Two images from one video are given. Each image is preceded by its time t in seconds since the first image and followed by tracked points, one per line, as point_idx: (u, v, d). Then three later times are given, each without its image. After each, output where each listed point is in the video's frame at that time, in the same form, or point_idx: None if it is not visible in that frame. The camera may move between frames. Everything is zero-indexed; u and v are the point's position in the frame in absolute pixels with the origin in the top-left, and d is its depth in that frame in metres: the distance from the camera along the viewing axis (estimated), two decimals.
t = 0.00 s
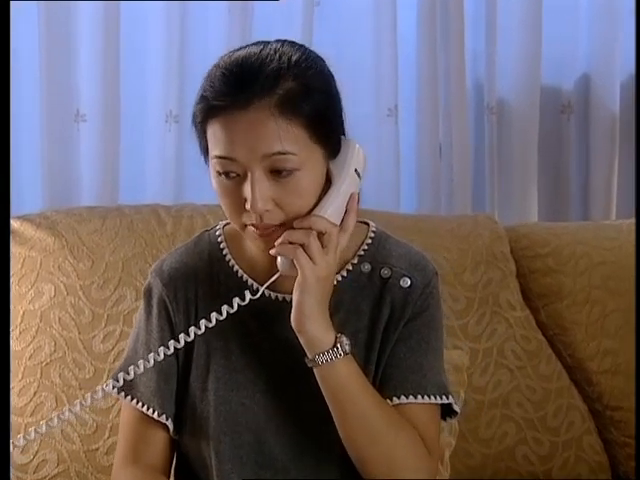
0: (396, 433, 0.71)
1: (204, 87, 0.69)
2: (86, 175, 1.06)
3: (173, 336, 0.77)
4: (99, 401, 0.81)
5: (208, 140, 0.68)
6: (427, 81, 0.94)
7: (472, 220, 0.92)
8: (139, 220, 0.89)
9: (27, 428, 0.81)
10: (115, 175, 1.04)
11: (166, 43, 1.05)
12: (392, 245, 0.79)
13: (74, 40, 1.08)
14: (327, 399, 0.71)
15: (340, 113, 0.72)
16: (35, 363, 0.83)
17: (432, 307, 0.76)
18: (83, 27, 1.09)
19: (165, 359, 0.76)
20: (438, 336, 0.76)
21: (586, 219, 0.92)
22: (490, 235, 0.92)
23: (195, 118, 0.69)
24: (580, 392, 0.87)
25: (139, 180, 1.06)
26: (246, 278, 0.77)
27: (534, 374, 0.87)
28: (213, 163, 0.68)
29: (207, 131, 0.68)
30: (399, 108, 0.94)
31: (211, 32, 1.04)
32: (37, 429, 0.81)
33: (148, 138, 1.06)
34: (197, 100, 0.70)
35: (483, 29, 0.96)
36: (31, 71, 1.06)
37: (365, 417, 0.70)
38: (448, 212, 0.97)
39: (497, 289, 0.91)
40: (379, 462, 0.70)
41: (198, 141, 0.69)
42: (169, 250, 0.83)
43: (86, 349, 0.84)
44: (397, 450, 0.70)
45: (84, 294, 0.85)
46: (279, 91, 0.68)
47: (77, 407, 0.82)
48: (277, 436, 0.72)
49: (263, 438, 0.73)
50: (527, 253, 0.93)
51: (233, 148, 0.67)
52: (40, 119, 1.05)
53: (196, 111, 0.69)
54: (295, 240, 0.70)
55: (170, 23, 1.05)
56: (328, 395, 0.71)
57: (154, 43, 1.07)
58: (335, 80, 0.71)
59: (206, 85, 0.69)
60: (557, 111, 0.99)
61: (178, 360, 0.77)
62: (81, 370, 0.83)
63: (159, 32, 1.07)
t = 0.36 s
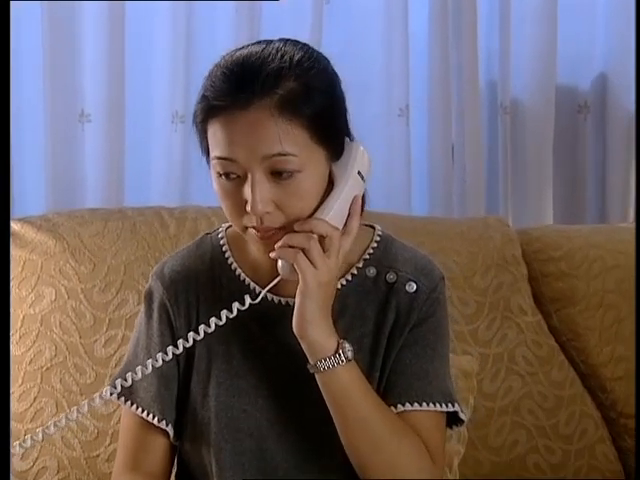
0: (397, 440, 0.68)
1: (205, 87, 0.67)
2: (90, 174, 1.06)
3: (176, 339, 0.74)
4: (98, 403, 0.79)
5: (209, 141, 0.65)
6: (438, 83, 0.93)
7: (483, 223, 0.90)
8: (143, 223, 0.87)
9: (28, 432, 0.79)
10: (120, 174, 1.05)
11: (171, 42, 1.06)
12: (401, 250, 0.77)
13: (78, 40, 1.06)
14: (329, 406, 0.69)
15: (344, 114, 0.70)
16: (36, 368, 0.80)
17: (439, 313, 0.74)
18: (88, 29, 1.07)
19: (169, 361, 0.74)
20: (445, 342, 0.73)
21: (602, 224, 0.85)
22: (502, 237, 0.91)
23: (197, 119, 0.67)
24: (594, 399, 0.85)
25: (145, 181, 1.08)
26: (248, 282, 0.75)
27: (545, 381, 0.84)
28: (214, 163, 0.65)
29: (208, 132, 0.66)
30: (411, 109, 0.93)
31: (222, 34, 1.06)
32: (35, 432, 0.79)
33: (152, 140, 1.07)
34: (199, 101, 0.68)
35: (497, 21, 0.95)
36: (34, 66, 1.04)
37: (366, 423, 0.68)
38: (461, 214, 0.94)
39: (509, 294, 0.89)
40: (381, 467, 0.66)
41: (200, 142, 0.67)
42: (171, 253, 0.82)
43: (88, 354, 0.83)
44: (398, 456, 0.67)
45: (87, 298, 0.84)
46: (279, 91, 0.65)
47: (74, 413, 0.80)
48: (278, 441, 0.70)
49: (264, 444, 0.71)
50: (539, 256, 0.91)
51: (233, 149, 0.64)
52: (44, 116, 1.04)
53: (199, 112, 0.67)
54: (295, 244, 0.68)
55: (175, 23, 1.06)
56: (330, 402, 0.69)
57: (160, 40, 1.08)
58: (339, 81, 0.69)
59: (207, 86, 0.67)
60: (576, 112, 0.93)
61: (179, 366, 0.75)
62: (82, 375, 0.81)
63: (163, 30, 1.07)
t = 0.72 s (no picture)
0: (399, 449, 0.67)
1: (203, 88, 0.65)
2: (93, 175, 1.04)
3: (175, 345, 0.72)
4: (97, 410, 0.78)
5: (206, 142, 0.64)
6: (448, 77, 0.88)
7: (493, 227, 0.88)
8: (143, 227, 0.85)
9: (28, 438, 0.78)
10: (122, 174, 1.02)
11: (175, 41, 1.01)
12: (408, 255, 0.75)
13: (82, 41, 1.08)
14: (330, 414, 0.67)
15: (348, 115, 0.67)
16: (34, 375, 0.79)
17: (446, 320, 0.72)
18: (91, 26, 1.08)
19: (167, 368, 0.72)
20: (451, 351, 0.71)
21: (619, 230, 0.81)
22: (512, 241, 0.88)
23: (196, 120, 0.66)
24: (605, 408, 0.81)
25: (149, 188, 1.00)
26: (248, 287, 0.72)
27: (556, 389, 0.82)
28: (212, 165, 0.64)
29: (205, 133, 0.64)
30: (422, 111, 0.89)
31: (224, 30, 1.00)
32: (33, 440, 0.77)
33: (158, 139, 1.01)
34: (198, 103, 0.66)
35: (508, 24, 0.89)
36: (36, 67, 1.04)
37: (367, 433, 0.66)
38: (471, 219, 0.90)
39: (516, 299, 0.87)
40: None
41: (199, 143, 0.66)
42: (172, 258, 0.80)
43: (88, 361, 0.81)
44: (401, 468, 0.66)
45: (86, 304, 0.82)
46: (276, 93, 0.64)
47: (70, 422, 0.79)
48: (279, 452, 0.70)
49: (265, 455, 0.70)
50: (552, 262, 0.86)
51: (230, 150, 0.63)
52: (45, 117, 1.03)
53: (197, 114, 0.66)
54: (293, 250, 0.66)
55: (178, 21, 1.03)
56: (331, 410, 0.67)
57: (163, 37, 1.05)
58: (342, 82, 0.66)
59: (205, 87, 0.65)
60: (589, 114, 0.86)
61: (179, 374, 0.72)
62: (82, 382, 0.80)
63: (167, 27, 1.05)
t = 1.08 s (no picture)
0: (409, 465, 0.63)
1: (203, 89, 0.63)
2: (95, 176, 1.03)
3: (173, 353, 0.70)
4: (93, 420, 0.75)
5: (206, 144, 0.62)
6: (458, 75, 0.86)
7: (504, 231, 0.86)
8: (145, 231, 0.84)
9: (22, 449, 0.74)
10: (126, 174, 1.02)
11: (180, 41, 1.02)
12: (413, 261, 0.73)
13: (82, 40, 1.02)
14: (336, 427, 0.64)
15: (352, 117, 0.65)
16: (33, 381, 0.78)
17: (453, 328, 0.70)
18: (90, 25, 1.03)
19: (164, 377, 0.70)
20: (459, 358, 0.69)
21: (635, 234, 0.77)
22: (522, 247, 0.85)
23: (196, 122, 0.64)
24: (618, 417, 0.80)
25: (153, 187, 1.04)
26: (250, 293, 0.70)
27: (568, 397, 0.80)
28: (211, 167, 0.62)
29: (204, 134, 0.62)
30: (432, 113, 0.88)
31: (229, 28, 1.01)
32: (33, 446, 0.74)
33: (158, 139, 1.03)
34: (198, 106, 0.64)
35: (519, 21, 0.87)
36: (37, 66, 1.01)
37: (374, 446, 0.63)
38: (482, 222, 0.90)
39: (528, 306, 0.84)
40: None
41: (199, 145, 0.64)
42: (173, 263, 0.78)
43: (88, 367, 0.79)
44: None
45: (87, 309, 0.81)
46: (276, 92, 0.61)
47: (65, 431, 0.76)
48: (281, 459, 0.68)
49: (267, 462, 0.68)
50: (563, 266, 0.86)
51: (229, 152, 0.61)
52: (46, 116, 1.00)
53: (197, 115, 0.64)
54: (293, 258, 0.63)
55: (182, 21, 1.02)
56: (337, 423, 0.64)
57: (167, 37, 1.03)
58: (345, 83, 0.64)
59: (205, 88, 0.63)
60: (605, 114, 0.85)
61: (178, 382, 0.70)
62: (81, 389, 0.78)
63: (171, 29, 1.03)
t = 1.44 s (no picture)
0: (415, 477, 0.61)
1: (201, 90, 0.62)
2: (97, 177, 1.02)
3: (169, 364, 0.69)
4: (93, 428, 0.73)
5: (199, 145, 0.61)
6: (469, 73, 0.81)
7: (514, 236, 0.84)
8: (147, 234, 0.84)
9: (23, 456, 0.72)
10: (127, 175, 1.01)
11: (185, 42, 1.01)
12: (421, 267, 0.72)
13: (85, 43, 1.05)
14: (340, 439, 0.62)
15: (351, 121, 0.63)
16: (32, 389, 0.76)
17: (461, 339, 0.68)
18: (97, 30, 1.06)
19: (157, 389, 0.69)
20: (467, 369, 0.67)
21: None
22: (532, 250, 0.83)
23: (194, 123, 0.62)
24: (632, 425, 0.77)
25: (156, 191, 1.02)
26: (251, 302, 0.69)
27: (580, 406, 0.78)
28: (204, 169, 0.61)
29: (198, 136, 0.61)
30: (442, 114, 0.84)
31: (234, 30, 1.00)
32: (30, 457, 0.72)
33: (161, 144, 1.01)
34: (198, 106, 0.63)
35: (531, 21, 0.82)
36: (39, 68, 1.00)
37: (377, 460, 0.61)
38: (493, 225, 0.86)
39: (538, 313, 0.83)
40: None
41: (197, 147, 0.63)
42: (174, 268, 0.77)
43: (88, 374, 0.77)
44: None
45: (87, 314, 0.78)
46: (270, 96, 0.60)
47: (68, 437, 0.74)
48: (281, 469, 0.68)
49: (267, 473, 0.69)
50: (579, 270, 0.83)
51: (221, 154, 0.60)
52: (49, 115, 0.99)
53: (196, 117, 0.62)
54: (290, 272, 0.62)
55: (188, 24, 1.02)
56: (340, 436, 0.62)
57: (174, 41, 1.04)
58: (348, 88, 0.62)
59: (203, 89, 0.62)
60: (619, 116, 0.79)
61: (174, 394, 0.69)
62: (82, 396, 0.76)
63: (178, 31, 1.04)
